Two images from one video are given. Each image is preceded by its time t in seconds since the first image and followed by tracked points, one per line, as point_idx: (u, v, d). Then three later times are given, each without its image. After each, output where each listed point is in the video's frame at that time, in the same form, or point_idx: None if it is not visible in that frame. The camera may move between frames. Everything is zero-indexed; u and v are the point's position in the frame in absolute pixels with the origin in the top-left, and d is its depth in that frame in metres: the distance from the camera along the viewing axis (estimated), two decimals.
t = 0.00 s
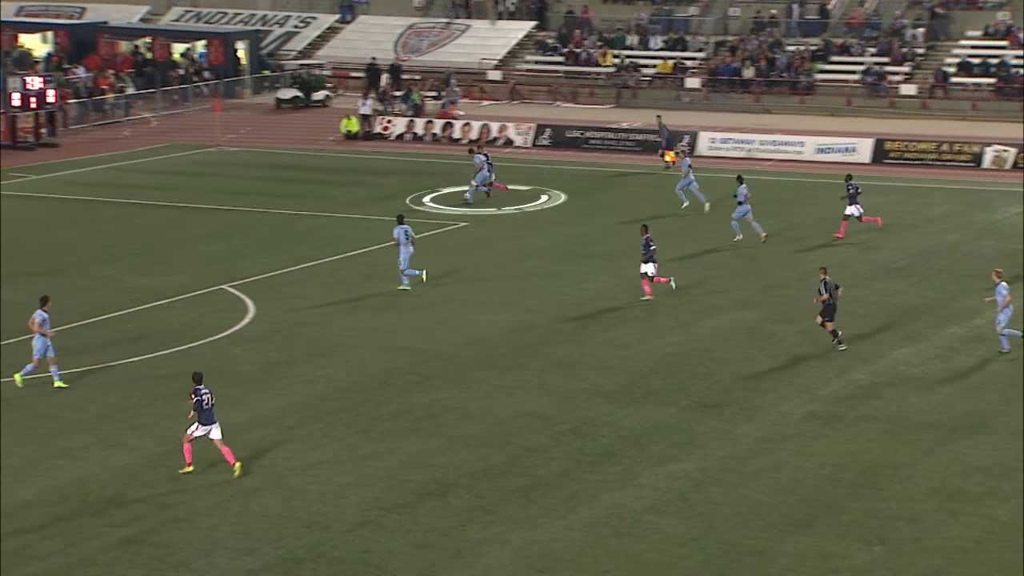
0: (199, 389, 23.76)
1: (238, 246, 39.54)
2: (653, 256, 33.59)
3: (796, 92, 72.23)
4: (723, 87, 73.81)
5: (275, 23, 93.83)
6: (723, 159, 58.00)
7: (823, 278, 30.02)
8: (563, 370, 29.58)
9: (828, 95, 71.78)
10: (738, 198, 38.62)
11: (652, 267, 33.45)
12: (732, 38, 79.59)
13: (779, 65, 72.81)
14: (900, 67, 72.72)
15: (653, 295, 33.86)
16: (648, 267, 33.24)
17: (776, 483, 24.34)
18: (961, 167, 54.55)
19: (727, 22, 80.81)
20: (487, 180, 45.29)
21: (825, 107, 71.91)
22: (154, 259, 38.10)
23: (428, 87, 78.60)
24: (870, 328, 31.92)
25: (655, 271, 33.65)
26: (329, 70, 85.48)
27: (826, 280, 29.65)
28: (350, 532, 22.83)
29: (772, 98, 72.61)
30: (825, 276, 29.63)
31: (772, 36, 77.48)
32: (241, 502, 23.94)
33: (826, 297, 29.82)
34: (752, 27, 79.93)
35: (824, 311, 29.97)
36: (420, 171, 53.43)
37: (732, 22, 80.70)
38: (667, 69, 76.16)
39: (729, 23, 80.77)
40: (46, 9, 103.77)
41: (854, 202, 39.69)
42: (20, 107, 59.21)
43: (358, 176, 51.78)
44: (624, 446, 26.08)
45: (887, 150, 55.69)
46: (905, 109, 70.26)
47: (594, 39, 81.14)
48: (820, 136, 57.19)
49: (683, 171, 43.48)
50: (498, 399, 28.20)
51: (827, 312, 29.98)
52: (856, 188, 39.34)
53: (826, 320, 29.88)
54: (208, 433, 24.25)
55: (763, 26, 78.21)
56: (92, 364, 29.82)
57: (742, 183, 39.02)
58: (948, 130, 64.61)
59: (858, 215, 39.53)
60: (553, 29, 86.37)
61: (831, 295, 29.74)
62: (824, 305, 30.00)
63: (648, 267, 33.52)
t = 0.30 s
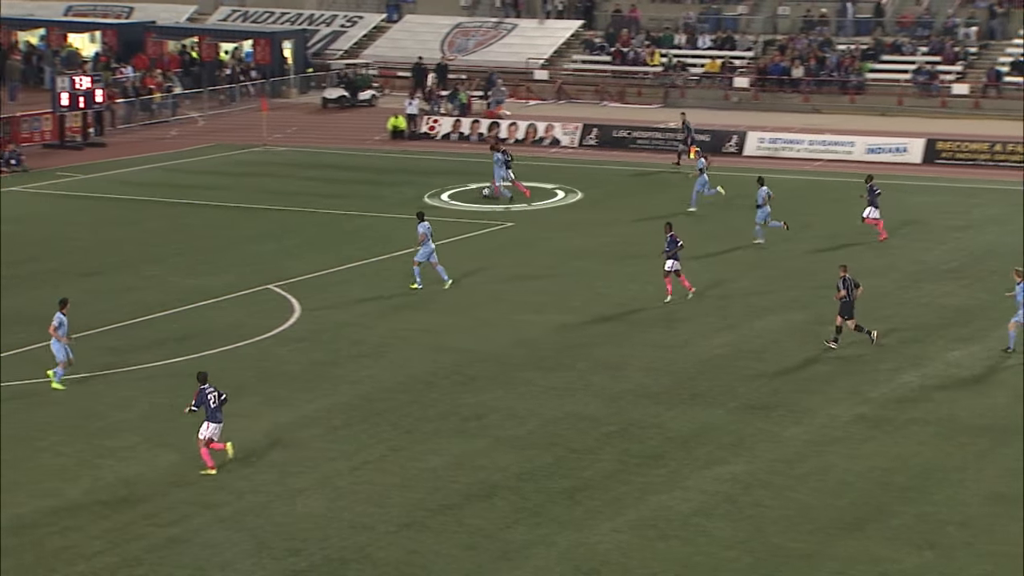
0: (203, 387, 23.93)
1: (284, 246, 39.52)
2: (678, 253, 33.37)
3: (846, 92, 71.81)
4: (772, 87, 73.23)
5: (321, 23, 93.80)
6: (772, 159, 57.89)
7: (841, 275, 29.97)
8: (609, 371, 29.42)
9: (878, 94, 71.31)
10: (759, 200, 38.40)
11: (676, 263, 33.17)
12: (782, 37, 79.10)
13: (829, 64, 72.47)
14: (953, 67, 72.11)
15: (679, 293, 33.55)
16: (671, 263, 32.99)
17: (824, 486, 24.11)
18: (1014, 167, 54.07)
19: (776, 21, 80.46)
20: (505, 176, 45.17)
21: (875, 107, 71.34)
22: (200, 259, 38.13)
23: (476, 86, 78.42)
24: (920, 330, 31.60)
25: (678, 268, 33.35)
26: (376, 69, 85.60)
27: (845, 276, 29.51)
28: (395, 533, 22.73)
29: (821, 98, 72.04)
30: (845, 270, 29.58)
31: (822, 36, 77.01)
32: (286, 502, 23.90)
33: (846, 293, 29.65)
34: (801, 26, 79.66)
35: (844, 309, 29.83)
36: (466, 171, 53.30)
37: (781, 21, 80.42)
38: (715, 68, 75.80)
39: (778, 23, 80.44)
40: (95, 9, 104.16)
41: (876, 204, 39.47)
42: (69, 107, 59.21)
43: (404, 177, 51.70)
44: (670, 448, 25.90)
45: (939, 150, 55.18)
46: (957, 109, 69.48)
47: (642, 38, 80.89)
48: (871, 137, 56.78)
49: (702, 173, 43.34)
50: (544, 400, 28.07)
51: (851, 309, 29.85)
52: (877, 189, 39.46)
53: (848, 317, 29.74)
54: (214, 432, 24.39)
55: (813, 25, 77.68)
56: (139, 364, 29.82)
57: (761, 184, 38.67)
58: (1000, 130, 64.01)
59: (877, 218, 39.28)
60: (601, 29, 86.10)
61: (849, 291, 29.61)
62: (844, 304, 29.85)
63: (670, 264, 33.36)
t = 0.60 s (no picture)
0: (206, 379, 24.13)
1: (316, 246, 39.46)
2: (690, 258, 33.16)
3: (881, 91, 71.59)
4: (807, 86, 73.06)
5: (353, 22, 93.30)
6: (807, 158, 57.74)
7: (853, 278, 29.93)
8: (641, 373, 29.23)
9: (915, 94, 70.98)
10: (771, 194, 38.55)
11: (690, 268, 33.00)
12: (817, 36, 78.80)
13: (864, 64, 72.19)
14: (990, 66, 71.68)
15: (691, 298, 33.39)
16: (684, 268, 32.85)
17: (858, 488, 23.89)
18: None
19: (811, 20, 80.25)
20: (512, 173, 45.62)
21: (911, 107, 70.92)
22: (231, 259, 38.07)
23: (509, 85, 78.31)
24: (956, 331, 31.32)
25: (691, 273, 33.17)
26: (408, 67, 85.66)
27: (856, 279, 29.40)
28: (425, 535, 22.61)
29: (857, 97, 71.89)
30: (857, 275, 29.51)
31: (858, 34, 76.77)
32: (317, 502, 23.79)
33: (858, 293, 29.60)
34: (836, 24, 79.42)
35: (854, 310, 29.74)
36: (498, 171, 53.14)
37: (816, 20, 80.19)
38: (749, 66, 75.58)
39: (812, 21, 80.23)
40: (127, 9, 104.35)
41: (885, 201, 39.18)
42: (101, 106, 59.23)
43: (436, 176, 51.60)
44: (703, 450, 25.71)
45: (977, 150, 54.82)
46: (994, 108, 68.91)
47: (675, 37, 80.79)
48: (907, 136, 56.21)
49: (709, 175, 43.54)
50: (576, 401, 27.90)
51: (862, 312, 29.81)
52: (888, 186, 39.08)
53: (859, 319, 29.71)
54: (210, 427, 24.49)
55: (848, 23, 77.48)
56: (171, 364, 29.77)
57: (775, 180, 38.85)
58: None
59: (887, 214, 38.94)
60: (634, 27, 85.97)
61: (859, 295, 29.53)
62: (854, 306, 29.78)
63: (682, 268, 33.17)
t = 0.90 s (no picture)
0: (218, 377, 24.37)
1: (360, 246, 39.35)
2: (717, 257, 32.77)
3: (932, 89, 70.74)
4: (856, 85, 72.64)
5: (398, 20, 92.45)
6: (856, 157, 57.33)
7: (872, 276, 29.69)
8: (687, 374, 28.99)
9: (965, 93, 70.05)
10: (794, 193, 38.39)
11: (714, 266, 32.63)
12: (867, 33, 78.08)
13: (915, 62, 71.63)
14: None
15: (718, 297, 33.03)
16: (708, 266, 32.44)
17: (907, 492, 23.60)
18: None
19: (860, 18, 79.15)
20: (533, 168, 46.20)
21: (963, 105, 69.97)
22: (276, 258, 38.02)
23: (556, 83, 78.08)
24: (1008, 332, 30.92)
25: (717, 272, 32.81)
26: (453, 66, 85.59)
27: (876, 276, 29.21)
28: (469, 536, 22.45)
29: (907, 96, 71.18)
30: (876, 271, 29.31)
31: (908, 32, 76.34)
32: (361, 503, 23.68)
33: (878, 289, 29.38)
34: (887, 22, 78.41)
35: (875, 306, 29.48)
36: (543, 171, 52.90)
37: (866, 18, 79.08)
38: (797, 65, 75.17)
39: (862, 19, 79.13)
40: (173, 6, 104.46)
41: (910, 203, 38.64)
42: (147, 105, 59.30)
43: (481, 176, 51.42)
44: (750, 452, 25.46)
45: None
46: None
47: (722, 35, 80.49)
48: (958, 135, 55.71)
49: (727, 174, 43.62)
50: (621, 402, 27.69)
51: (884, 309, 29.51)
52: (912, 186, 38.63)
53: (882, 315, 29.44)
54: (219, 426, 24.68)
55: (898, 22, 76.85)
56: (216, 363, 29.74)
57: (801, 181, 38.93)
58: None
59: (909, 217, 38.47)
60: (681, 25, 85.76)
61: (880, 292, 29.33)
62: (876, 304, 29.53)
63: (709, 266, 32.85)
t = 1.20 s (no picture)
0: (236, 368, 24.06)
1: (408, 246, 39.23)
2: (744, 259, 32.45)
3: (987, 89, 70.00)
4: (909, 84, 72.16)
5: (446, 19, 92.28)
6: (909, 158, 56.84)
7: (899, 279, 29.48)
8: (737, 376, 28.70)
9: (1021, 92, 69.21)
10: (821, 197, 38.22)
11: (743, 269, 32.35)
12: (921, 32, 77.05)
13: (970, 61, 71.00)
14: None
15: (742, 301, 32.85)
16: (738, 269, 32.17)
17: (961, 497, 23.26)
18: None
19: (915, 16, 78.01)
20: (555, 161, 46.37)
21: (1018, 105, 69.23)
22: (324, 258, 37.92)
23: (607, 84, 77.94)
24: None
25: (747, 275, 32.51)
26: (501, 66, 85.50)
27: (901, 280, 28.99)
28: (517, 539, 22.26)
29: (962, 96, 70.55)
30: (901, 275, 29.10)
31: (963, 32, 74.34)
32: (408, 505, 23.50)
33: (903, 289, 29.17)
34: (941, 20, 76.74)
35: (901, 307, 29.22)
36: (592, 171, 52.67)
37: (921, 16, 77.77)
38: (850, 64, 74.74)
39: (917, 18, 77.94)
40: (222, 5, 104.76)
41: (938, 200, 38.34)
42: (195, 105, 59.34)
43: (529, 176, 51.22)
44: (802, 455, 25.16)
45: None
46: None
47: (773, 33, 80.01)
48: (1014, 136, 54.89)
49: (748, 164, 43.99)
50: (670, 405, 27.41)
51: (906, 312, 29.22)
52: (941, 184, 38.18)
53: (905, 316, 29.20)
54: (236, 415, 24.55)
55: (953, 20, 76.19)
56: (263, 363, 29.64)
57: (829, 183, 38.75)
58: None
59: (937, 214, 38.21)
60: (731, 24, 85.55)
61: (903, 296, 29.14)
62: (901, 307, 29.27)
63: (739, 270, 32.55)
